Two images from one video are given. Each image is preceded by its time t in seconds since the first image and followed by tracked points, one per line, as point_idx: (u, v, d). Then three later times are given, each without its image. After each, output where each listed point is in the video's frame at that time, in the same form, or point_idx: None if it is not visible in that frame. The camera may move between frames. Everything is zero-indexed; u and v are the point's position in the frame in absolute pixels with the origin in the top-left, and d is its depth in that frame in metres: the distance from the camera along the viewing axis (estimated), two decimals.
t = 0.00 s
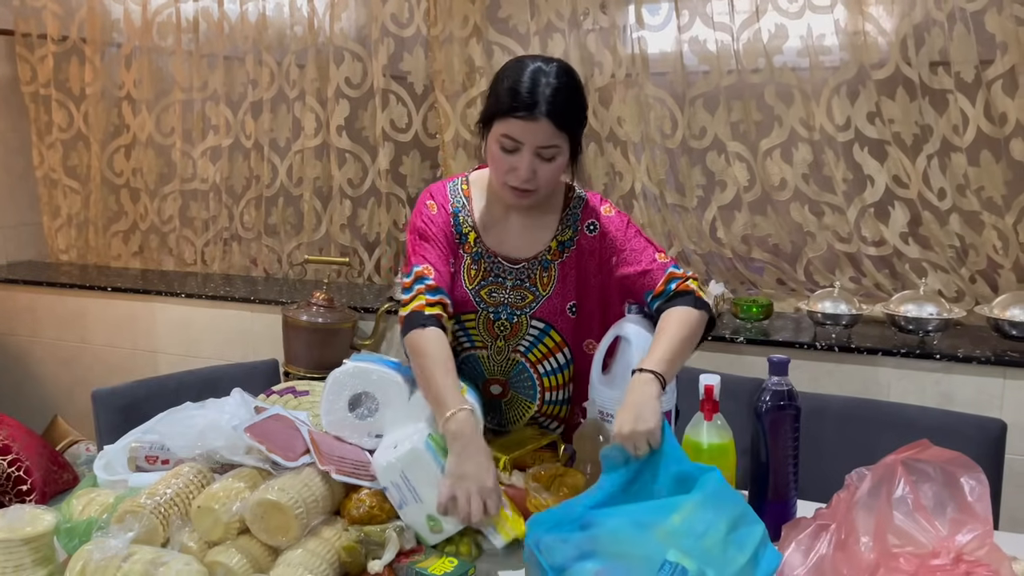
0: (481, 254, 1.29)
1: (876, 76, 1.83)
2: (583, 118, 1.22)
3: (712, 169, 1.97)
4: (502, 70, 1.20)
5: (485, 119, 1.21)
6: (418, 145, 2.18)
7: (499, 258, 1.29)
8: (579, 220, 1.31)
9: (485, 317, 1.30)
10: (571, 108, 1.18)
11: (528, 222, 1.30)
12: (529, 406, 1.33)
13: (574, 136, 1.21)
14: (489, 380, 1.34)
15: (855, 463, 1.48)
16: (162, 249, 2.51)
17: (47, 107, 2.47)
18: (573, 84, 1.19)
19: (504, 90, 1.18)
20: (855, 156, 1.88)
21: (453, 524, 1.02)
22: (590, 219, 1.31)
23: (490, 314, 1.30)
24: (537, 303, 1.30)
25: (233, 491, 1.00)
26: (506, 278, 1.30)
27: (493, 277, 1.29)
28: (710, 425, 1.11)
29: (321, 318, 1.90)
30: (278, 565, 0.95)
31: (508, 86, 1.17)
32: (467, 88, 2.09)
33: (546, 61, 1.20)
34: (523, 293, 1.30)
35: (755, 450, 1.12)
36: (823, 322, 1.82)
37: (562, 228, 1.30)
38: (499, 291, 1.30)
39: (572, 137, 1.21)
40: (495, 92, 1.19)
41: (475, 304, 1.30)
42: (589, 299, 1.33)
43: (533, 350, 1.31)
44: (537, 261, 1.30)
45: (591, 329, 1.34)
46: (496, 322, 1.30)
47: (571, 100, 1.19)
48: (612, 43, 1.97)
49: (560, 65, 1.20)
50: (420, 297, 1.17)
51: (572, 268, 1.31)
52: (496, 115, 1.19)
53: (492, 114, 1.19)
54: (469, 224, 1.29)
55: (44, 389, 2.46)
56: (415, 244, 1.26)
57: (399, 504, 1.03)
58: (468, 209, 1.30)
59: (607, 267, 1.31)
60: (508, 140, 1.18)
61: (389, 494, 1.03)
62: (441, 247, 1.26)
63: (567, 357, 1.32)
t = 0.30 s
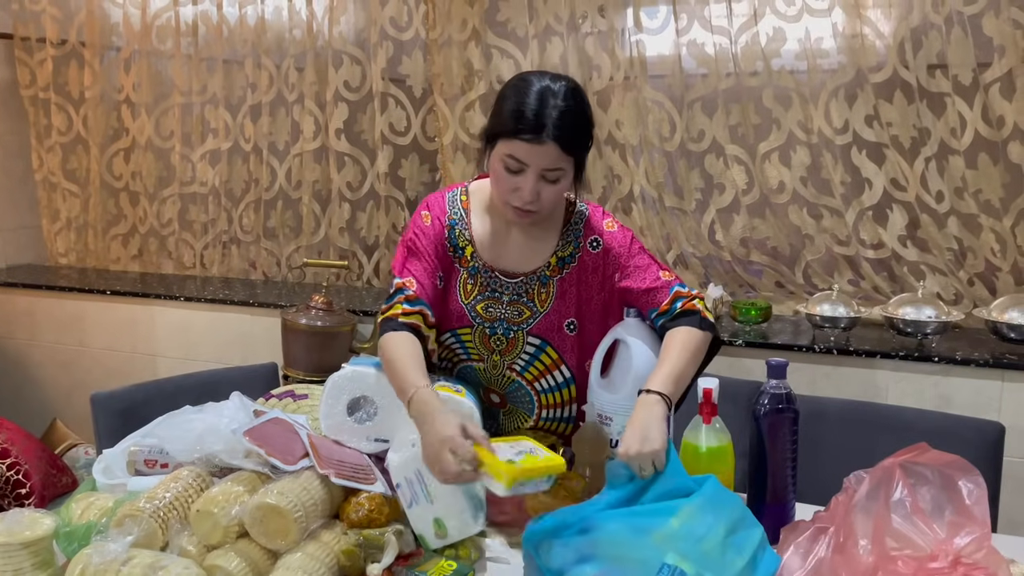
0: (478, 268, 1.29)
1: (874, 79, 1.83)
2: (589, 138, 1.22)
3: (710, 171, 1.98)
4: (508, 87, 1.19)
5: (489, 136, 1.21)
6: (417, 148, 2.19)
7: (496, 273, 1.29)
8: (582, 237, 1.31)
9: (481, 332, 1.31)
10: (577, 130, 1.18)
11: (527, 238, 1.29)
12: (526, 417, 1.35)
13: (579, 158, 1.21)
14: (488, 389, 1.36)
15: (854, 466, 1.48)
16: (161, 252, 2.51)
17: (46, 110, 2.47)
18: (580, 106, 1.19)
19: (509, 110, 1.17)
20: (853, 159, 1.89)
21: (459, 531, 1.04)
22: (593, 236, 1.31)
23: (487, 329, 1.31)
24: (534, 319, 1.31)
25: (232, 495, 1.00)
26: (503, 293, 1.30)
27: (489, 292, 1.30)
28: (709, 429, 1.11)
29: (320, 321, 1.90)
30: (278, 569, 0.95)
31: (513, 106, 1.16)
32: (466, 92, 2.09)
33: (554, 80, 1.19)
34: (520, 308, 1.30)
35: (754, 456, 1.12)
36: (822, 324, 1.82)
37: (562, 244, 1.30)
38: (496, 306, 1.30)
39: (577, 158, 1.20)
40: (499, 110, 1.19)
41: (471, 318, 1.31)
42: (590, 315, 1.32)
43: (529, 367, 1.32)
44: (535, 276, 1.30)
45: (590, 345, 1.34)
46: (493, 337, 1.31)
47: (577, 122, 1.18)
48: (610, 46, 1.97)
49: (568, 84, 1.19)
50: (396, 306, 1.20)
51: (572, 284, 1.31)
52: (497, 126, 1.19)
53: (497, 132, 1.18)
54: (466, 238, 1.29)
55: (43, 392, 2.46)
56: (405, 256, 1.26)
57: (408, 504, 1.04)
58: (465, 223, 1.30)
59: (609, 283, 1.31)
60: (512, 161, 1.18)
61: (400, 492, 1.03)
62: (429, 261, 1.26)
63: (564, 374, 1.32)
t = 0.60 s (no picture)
0: (489, 284, 1.29)
1: (874, 81, 1.84)
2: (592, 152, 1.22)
3: (711, 174, 1.98)
4: (511, 104, 1.20)
5: (491, 152, 1.21)
6: (417, 150, 2.19)
7: (506, 287, 1.29)
8: (587, 243, 1.31)
9: (493, 345, 1.31)
10: (581, 147, 1.18)
11: (532, 252, 1.29)
12: (531, 421, 1.37)
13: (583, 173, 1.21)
14: (494, 397, 1.36)
15: (854, 467, 1.49)
16: (163, 255, 2.51)
17: (47, 113, 2.48)
18: (582, 122, 1.19)
19: (510, 128, 1.17)
20: (853, 160, 1.89)
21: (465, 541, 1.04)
22: (598, 241, 1.31)
23: (498, 342, 1.31)
24: (546, 329, 1.31)
25: (233, 496, 1.00)
26: (513, 306, 1.30)
27: (500, 305, 1.30)
28: (710, 430, 1.11)
29: (321, 323, 1.90)
30: (278, 570, 0.95)
31: (514, 125, 1.17)
32: (466, 95, 2.10)
33: (556, 94, 1.19)
34: (531, 320, 1.31)
35: (754, 457, 1.13)
36: (822, 326, 1.82)
37: (568, 252, 1.31)
38: (507, 319, 1.30)
39: (581, 173, 1.21)
40: (500, 127, 1.19)
41: (483, 334, 1.31)
42: (598, 320, 1.33)
43: (539, 371, 1.33)
44: (544, 286, 1.30)
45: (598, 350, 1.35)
46: (505, 349, 1.31)
47: (581, 138, 1.18)
48: (610, 49, 1.98)
49: (571, 99, 1.20)
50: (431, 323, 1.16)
51: (580, 291, 1.32)
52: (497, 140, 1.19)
53: (500, 150, 1.19)
54: (475, 254, 1.28)
55: (44, 395, 2.46)
56: (418, 274, 1.24)
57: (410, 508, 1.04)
58: (473, 238, 1.29)
59: (615, 287, 1.32)
60: (516, 178, 1.18)
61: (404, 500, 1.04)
62: (445, 277, 1.25)
63: (573, 380, 1.34)
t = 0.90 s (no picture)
0: (489, 284, 1.30)
1: (875, 82, 1.84)
2: (596, 157, 1.22)
3: (713, 175, 1.98)
4: (515, 107, 1.20)
5: (495, 155, 1.21)
6: (420, 153, 2.20)
7: (505, 287, 1.29)
8: (592, 250, 1.31)
9: (492, 347, 1.32)
10: (584, 151, 1.19)
11: (533, 254, 1.30)
12: (534, 424, 1.37)
13: (586, 178, 1.21)
14: (495, 399, 1.37)
15: (857, 468, 1.49)
16: (166, 258, 2.52)
17: (51, 117, 2.49)
18: (586, 127, 1.19)
19: (514, 132, 1.18)
20: (855, 161, 1.89)
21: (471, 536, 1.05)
22: (604, 248, 1.32)
23: (497, 344, 1.31)
24: (545, 333, 1.31)
25: (238, 498, 1.00)
26: (513, 307, 1.30)
27: (500, 306, 1.30)
28: (712, 431, 1.11)
29: (325, 326, 1.91)
30: (282, 572, 0.95)
31: (518, 129, 1.17)
32: (468, 97, 2.10)
33: (560, 98, 1.20)
34: (530, 322, 1.31)
35: (756, 459, 1.13)
36: (824, 327, 1.83)
37: (571, 257, 1.31)
38: (506, 321, 1.31)
39: (584, 178, 1.21)
40: (504, 130, 1.20)
41: (481, 334, 1.31)
42: (599, 326, 1.34)
43: (539, 377, 1.33)
44: (545, 289, 1.30)
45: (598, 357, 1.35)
46: (504, 351, 1.31)
47: (584, 142, 1.19)
48: (612, 51, 1.98)
49: (576, 103, 1.20)
50: (423, 321, 1.18)
51: (581, 296, 1.32)
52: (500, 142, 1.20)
53: (503, 153, 1.19)
54: (475, 254, 1.29)
55: (49, 398, 2.47)
56: (417, 271, 1.25)
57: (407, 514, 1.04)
58: (474, 238, 1.29)
59: (618, 294, 1.33)
60: (519, 182, 1.19)
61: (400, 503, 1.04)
62: (442, 276, 1.25)
63: (573, 386, 1.34)
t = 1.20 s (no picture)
0: (494, 284, 1.30)
1: (876, 81, 1.84)
2: (600, 153, 1.23)
3: (714, 175, 1.99)
4: (519, 104, 1.21)
5: (499, 153, 1.22)
6: (422, 155, 2.20)
7: (511, 287, 1.30)
8: (598, 249, 1.32)
9: (497, 346, 1.32)
10: (587, 146, 1.19)
11: (539, 254, 1.30)
12: (538, 424, 1.37)
13: (589, 174, 1.22)
14: (499, 398, 1.37)
15: (861, 466, 1.49)
16: (170, 261, 2.53)
17: (54, 121, 2.50)
18: (589, 122, 1.20)
19: (518, 128, 1.18)
20: (856, 161, 1.89)
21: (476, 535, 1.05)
22: (609, 248, 1.33)
23: (503, 343, 1.32)
24: (550, 332, 1.32)
25: (243, 499, 1.01)
26: (518, 307, 1.31)
27: (505, 306, 1.31)
28: (715, 430, 1.12)
29: (328, 327, 1.91)
30: (287, 572, 0.96)
31: (522, 124, 1.18)
32: (470, 99, 2.11)
33: (563, 95, 1.20)
34: (536, 322, 1.32)
35: (759, 457, 1.13)
36: (826, 326, 1.83)
37: (576, 256, 1.32)
38: (512, 320, 1.31)
39: (587, 174, 1.21)
40: (508, 128, 1.20)
41: (487, 333, 1.32)
42: (604, 326, 1.35)
43: (544, 376, 1.34)
44: (550, 288, 1.31)
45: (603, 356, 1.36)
46: (509, 350, 1.32)
47: (587, 137, 1.19)
48: (613, 52, 1.99)
49: (578, 99, 1.21)
50: (430, 324, 1.19)
51: (586, 296, 1.33)
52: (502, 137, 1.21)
53: (507, 150, 1.19)
54: (481, 254, 1.29)
55: (53, 401, 2.48)
56: (422, 273, 1.25)
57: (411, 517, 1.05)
58: (479, 239, 1.30)
59: (624, 293, 1.35)
60: (523, 177, 1.19)
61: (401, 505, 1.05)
62: (446, 278, 1.26)
63: (578, 385, 1.34)
